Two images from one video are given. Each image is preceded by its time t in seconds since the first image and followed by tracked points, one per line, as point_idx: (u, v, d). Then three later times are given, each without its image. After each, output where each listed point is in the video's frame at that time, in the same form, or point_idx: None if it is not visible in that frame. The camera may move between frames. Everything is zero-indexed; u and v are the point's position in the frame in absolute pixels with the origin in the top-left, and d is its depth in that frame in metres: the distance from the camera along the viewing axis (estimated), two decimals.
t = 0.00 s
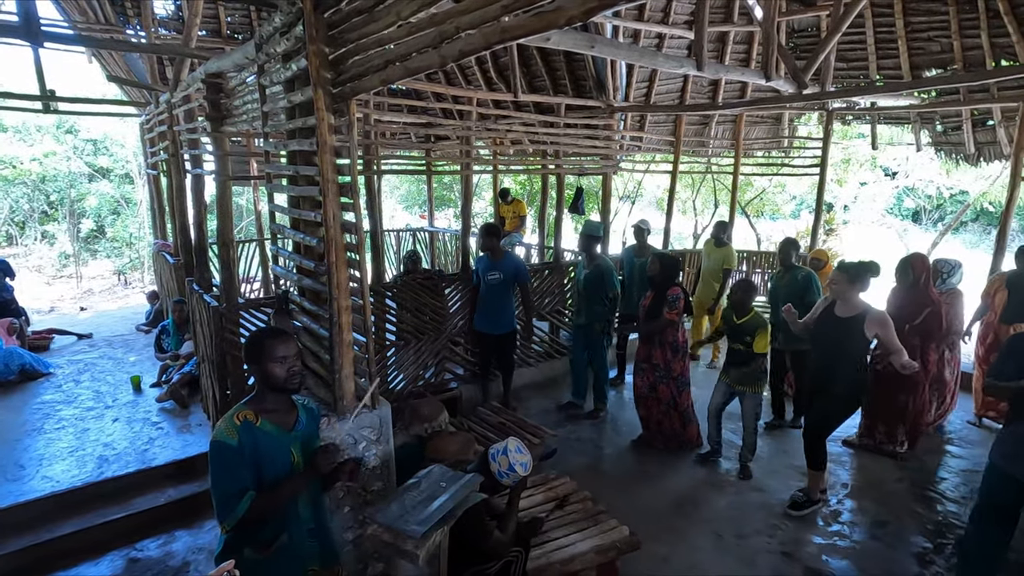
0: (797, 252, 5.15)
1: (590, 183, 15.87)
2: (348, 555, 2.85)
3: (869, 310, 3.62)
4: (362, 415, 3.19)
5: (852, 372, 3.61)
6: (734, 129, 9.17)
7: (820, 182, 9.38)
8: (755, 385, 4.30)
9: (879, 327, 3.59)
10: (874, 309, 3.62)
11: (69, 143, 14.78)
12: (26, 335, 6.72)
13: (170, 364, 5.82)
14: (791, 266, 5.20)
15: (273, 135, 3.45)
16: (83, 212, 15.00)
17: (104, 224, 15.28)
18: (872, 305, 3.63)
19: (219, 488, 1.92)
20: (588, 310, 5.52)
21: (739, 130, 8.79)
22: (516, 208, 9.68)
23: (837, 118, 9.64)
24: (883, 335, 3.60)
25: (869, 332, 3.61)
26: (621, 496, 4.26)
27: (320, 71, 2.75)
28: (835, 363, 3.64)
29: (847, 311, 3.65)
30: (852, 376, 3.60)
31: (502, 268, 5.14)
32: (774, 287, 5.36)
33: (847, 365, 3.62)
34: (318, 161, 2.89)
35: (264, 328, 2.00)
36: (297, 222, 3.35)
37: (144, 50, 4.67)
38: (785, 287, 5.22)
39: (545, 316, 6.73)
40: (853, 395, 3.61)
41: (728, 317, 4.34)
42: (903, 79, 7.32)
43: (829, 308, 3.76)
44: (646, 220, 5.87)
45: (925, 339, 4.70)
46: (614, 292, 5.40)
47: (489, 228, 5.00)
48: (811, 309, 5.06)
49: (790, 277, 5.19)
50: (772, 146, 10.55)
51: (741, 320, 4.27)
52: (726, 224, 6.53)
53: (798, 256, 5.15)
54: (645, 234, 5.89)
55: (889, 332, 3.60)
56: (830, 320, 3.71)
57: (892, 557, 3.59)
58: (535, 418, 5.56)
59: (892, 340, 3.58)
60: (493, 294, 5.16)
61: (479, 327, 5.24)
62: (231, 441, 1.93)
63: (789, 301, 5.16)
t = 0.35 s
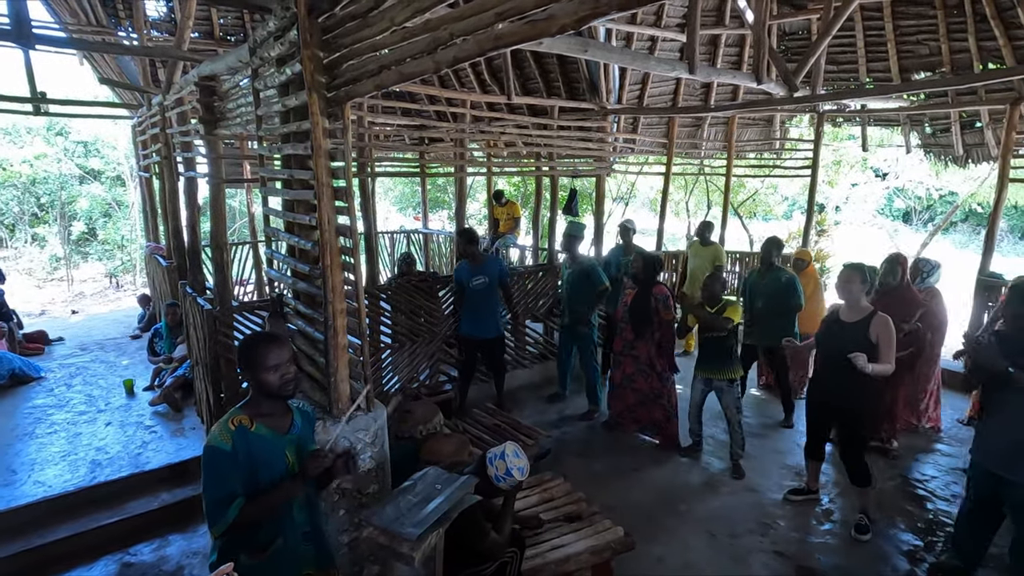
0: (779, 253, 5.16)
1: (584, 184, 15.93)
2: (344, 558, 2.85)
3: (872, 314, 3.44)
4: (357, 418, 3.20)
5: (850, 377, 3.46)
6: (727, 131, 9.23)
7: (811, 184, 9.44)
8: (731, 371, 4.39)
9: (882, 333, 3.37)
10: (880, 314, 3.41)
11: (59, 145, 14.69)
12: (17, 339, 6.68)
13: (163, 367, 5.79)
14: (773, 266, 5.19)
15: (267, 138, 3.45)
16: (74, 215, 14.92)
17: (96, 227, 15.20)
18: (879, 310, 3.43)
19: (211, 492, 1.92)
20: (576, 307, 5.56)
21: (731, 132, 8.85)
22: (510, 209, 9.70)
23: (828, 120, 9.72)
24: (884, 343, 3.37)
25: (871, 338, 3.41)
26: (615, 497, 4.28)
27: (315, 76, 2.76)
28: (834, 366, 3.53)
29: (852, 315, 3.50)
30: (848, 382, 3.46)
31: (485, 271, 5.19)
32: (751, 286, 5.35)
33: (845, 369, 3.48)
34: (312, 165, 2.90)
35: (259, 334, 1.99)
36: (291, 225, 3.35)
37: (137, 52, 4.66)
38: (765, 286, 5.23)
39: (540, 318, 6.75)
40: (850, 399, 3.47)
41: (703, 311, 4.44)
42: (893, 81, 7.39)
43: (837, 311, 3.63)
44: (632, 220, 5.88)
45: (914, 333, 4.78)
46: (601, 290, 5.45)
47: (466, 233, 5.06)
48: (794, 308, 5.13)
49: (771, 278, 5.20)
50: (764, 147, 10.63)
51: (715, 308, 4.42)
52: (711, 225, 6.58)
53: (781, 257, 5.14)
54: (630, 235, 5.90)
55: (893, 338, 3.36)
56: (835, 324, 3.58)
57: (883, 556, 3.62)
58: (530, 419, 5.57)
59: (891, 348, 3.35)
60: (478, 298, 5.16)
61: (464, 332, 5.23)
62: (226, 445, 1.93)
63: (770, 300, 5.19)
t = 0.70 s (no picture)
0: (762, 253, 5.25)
1: (577, 188, 16.00)
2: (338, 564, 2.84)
3: (891, 323, 3.36)
4: (351, 423, 3.21)
5: (871, 386, 3.40)
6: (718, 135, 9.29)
7: (803, 187, 9.50)
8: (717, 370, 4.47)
9: (902, 341, 3.31)
10: (898, 323, 3.34)
11: (50, 148, 14.62)
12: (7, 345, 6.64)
13: (155, 373, 5.76)
14: (756, 266, 5.28)
15: (260, 143, 3.45)
16: (65, 219, 14.85)
17: (86, 231, 15.12)
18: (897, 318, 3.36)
19: (199, 505, 1.90)
20: (563, 307, 5.63)
21: (723, 136, 8.91)
22: (504, 212, 9.73)
23: (818, 124, 9.81)
24: (906, 351, 3.30)
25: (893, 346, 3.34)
26: (610, 499, 4.30)
27: (309, 82, 2.77)
28: (854, 375, 3.46)
29: (868, 324, 3.43)
30: (868, 393, 3.41)
31: (468, 279, 5.19)
32: (733, 284, 5.38)
33: (865, 379, 3.42)
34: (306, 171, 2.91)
35: (243, 342, 1.98)
36: (285, 230, 3.36)
37: (129, 57, 4.65)
38: (749, 285, 5.28)
39: (533, 321, 6.76)
40: (871, 410, 3.41)
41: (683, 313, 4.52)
42: (882, 86, 7.46)
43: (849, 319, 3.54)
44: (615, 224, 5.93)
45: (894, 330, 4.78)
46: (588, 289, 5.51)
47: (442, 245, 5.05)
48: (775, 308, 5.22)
49: (755, 278, 5.27)
50: (756, 151, 10.71)
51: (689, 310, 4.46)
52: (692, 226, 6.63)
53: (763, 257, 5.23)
54: (613, 238, 5.93)
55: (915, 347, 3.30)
56: (851, 332, 3.49)
57: (876, 556, 3.66)
58: (524, 422, 5.59)
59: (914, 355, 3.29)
60: (462, 305, 5.17)
61: (451, 338, 5.24)
62: (213, 457, 1.92)
63: (752, 299, 5.23)
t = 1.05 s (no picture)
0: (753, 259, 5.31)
1: (569, 193, 16.06)
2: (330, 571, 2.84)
3: (886, 326, 3.40)
4: (343, 430, 3.22)
5: (869, 389, 3.43)
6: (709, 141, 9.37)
7: (792, 192, 9.59)
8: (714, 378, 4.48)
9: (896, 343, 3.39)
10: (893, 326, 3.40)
11: (39, 154, 14.53)
12: None
13: (145, 380, 5.73)
14: (747, 273, 5.32)
15: (252, 151, 3.46)
16: (53, 225, 14.75)
17: (76, 237, 15.03)
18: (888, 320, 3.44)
19: (186, 525, 1.85)
20: (556, 314, 5.69)
21: (713, 142, 8.98)
22: (496, 218, 9.75)
23: (807, 131, 9.91)
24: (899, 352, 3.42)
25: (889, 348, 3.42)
26: (601, 504, 4.32)
27: (300, 91, 2.82)
28: (854, 377, 3.45)
29: (866, 328, 3.41)
30: (868, 395, 3.43)
31: (462, 283, 5.24)
32: (725, 291, 5.42)
33: (865, 382, 3.43)
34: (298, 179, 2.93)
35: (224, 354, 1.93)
36: (276, 238, 3.37)
37: (119, 64, 4.64)
38: (741, 292, 5.32)
39: (525, 326, 6.78)
40: (870, 412, 3.44)
41: (680, 322, 4.57)
42: (868, 93, 7.55)
43: (843, 320, 3.50)
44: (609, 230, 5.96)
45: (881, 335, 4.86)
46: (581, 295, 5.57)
47: (444, 250, 5.11)
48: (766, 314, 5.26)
49: (747, 284, 5.30)
50: (746, 157, 10.80)
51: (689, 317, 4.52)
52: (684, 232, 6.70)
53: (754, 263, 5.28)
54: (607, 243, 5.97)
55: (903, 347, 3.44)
56: (848, 335, 3.46)
57: (865, 558, 3.70)
58: (517, 427, 5.60)
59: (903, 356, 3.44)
60: (457, 309, 5.20)
61: (444, 344, 5.22)
62: (198, 475, 1.86)
63: (744, 305, 5.28)
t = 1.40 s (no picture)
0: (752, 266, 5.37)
1: (560, 199, 16.15)
2: None
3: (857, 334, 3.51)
4: (332, 437, 3.23)
5: (842, 395, 3.50)
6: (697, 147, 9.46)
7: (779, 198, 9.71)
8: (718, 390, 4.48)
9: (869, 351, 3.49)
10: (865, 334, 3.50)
11: (26, 160, 14.44)
12: None
13: (134, 388, 5.71)
14: (749, 280, 5.34)
15: (241, 160, 3.48)
16: (41, 231, 14.65)
17: (64, 243, 14.94)
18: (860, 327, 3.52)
19: (172, 542, 1.81)
20: (557, 322, 5.67)
21: (701, 148, 9.07)
22: (488, 224, 9.79)
23: (794, 137, 10.04)
24: (872, 359, 3.49)
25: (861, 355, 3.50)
26: (591, 509, 4.34)
27: (289, 102, 2.86)
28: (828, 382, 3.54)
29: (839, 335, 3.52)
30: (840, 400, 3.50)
31: (462, 284, 5.29)
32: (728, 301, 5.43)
33: (839, 388, 3.51)
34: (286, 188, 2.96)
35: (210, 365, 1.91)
36: (265, 246, 3.38)
37: (108, 72, 4.65)
38: (742, 301, 5.34)
39: (517, 331, 6.81)
40: (846, 418, 3.49)
41: (696, 335, 4.51)
42: (853, 100, 7.66)
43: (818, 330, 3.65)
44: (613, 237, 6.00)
45: (880, 344, 4.92)
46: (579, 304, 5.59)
47: (448, 248, 5.16)
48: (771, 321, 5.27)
49: (748, 291, 5.33)
50: (734, 163, 10.92)
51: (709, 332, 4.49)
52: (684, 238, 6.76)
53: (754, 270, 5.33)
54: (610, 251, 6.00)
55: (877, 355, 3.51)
56: (822, 342, 3.59)
57: (851, 560, 3.74)
58: (508, 433, 5.62)
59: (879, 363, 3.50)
60: (455, 311, 5.23)
61: (442, 347, 5.24)
62: (185, 491, 1.82)
63: (747, 314, 5.30)
